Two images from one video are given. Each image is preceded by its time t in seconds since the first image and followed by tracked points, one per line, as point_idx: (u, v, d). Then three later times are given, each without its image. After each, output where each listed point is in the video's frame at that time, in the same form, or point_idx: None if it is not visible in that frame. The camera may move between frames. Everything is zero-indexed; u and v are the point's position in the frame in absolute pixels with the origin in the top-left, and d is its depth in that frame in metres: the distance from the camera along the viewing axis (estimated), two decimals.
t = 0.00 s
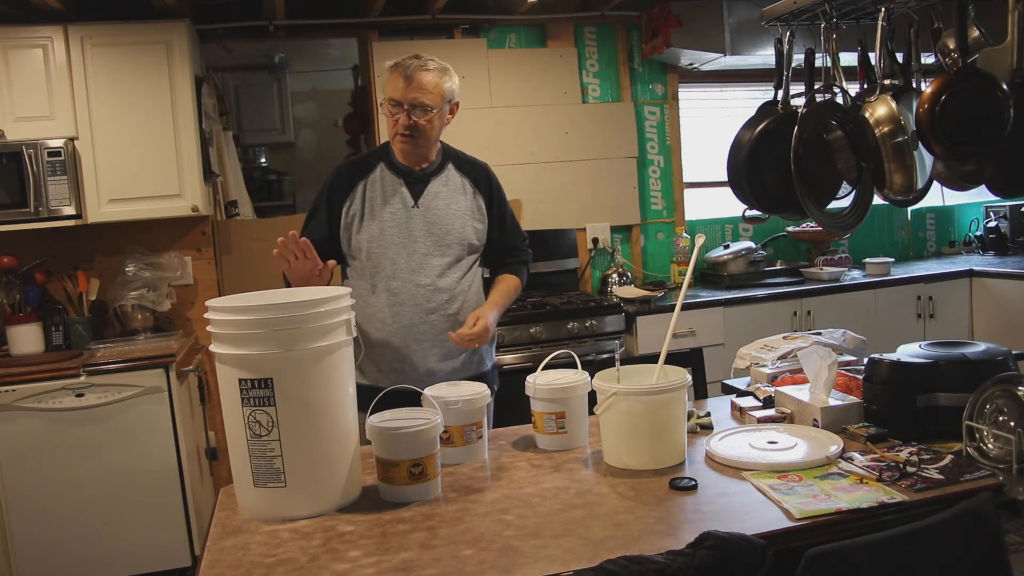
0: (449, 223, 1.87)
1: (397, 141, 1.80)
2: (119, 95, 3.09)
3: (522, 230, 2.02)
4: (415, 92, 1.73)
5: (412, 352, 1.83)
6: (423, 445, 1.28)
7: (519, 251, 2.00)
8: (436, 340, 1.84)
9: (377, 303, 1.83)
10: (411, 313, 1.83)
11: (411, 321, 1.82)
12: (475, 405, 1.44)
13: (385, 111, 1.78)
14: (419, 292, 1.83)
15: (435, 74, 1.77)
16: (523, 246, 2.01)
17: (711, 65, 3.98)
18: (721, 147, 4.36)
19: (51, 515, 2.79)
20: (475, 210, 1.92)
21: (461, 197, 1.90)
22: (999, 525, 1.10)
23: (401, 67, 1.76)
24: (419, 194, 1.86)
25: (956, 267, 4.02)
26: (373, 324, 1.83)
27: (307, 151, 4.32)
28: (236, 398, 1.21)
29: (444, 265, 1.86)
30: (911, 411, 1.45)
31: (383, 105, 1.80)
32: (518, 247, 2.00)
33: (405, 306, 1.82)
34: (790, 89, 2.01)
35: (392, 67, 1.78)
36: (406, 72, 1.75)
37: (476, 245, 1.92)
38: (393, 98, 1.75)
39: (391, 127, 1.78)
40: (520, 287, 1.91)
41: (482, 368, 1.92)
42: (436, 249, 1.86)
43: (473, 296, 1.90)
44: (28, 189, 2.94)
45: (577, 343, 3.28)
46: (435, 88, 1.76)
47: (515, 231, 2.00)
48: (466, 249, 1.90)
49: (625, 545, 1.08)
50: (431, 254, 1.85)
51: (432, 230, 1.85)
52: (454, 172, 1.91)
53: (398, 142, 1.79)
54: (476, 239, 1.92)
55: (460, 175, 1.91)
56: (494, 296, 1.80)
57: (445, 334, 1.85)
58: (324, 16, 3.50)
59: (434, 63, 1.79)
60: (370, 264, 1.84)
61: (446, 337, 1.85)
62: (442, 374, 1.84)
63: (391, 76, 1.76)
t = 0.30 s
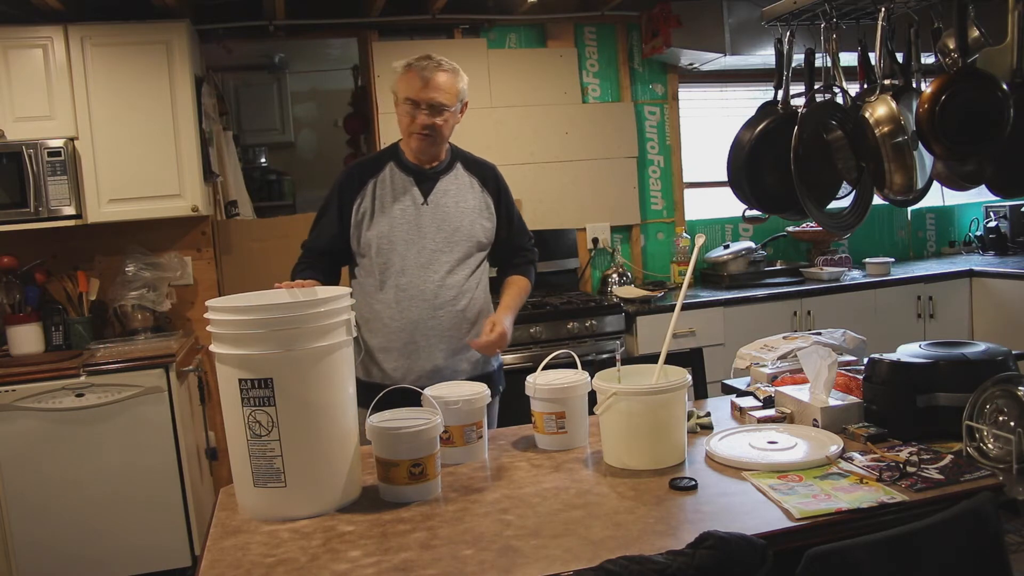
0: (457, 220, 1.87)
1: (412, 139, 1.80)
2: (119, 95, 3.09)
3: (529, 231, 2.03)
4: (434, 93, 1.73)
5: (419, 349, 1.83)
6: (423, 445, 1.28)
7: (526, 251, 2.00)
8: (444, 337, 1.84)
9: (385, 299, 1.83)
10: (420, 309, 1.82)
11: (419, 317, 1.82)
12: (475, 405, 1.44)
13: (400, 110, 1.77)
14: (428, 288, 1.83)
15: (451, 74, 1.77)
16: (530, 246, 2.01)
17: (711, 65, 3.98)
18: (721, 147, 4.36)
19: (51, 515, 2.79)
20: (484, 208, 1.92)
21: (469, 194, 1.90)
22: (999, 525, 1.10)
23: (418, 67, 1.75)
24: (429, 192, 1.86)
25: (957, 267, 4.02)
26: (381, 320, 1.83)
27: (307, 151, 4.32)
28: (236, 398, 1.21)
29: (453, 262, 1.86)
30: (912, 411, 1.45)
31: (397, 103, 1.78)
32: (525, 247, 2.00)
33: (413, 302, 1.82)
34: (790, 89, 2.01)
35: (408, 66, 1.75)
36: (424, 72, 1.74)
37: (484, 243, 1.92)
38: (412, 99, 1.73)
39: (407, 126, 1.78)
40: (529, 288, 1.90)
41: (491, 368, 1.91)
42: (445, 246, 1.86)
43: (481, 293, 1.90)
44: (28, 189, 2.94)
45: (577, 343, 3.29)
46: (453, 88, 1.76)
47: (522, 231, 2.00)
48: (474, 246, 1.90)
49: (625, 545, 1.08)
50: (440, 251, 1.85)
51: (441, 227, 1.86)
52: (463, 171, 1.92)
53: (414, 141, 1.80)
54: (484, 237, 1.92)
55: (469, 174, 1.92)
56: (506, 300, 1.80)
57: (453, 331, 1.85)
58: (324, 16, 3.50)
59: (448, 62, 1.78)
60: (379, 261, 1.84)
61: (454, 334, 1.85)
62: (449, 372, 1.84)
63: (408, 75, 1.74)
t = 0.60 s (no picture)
0: (462, 221, 1.87)
1: (447, 148, 1.81)
2: (119, 95, 3.09)
3: (530, 234, 2.04)
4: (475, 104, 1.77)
5: (422, 348, 1.82)
6: (423, 445, 1.28)
7: (528, 255, 2.01)
8: (447, 336, 1.84)
9: (389, 299, 1.83)
10: (424, 309, 1.82)
11: (423, 317, 1.82)
12: (476, 405, 1.44)
13: (439, 121, 1.76)
14: (431, 288, 1.83)
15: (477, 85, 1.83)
16: (531, 250, 2.03)
17: (711, 65, 3.98)
18: (721, 147, 4.36)
19: (50, 515, 2.79)
20: (488, 210, 1.93)
21: (474, 196, 1.91)
22: (999, 525, 1.10)
23: (451, 78, 1.77)
24: (434, 193, 1.87)
25: (956, 267, 4.02)
26: (385, 320, 1.83)
27: (307, 151, 4.32)
28: (236, 398, 1.21)
29: (456, 262, 1.87)
30: (912, 411, 1.45)
31: (433, 115, 1.76)
32: (526, 250, 2.02)
33: (418, 302, 1.82)
34: (790, 89, 2.01)
35: (442, 77, 1.76)
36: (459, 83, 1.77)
37: (488, 244, 1.92)
38: (455, 110, 1.75)
39: (446, 137, 1.77)
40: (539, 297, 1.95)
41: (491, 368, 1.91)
42: (450, 246, 1.86)
43: (483, 294, 1.90)
44: (28, 189, 2.94)
45: (577, 343, 3.29)
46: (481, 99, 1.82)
47: (523, 234, 2.02)
48: (479, 248, 1.90)
49: (625, 545, 1.08)
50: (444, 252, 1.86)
51: (446, 228, 1.86)
52: (468, 173, 1.93)
53: (447, 149, 1.81)
54: (489, 239, 1.92)
55: (473, 176, 1.93)
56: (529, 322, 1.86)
57: (456, 331, 1.85)
58: (324, 16, 3.51)
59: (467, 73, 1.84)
60: (384, 260, 1.84)
61: (457, 334, 1.85)
62: (451, 371, 1.84)
63: (445, 86, 1.75)
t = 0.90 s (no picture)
0: (468, 230, 1.88)
1: (460, 158, 1.81)
2: (119, 95, 3.09)
3: (541, 245, 1.99)
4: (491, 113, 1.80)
5: (423, 351, 1.82)
6: (423, 445, 1.28)
7: (543, 266, 1.94)
8: (448, 341, 1.84)
9: (392, 301, 1.83)
10: (426, 314, 1.82)
11: (425, 321, 1.82)
12: (475, 405, 1.44)
13: (455, 129, 1.76)
14: (435, 293, 1.83)
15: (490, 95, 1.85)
16: (545, 260, 1.96)
17: (711, 65, 3.98)
18: (721, 147, 4.36)
19: (50, 515, 2.80)
20: (494, 219, 1.92)
21: (481, 205, 1.90)
22: (999, 525, 1.10)
23: (468, 86, 1.79)
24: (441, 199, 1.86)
25: (957, 267, 4.02)
26: (387, 322, 1.83)
27: (307, 151, 4.32)
28: (236, 398, 1.21)
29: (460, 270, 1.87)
30: (912, 411, 1.45)
31: (449, 123, 1.77)
32: (539, 260, 1.96)
33: (421, 306, 1.82)
34: (790, 89, 2.01)
35: (459, 85, 1.78)
36: (476, 91, 1.79)
37: (492, 254, 1.93)
38: (472, 118, 1.77)
39: (461, 145, 1.78)
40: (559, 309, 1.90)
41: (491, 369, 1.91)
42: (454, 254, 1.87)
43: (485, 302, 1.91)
44: (28, 189, 2.94)
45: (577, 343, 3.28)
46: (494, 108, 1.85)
47: (533, 244, 1.96)
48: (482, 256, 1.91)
49: (625, 545, 1.08)
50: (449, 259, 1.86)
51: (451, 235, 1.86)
52: (476, 181, 1.91)
53: (461, 158, 1.81)
54: (493, 248, 1.93)
55: (482, 184, 1.92)
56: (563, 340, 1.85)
57: (458, 337, 1.85)
58: (324, 17, 3.51)
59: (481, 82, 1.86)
60: (389, 263, 1.84)
61: (458, 339, 1.85)
62: (451, 374, 1.84)
63: (463, 94, 1.77)
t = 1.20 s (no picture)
0: (474, 235, 1.87)
1: (468, 165, 1.81)
2: (119, 95, 3.09)
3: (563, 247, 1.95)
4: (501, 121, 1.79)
5: (420, 355, 1.82)
6: (422, 445, 1.28)
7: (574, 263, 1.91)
8: (447, 347, 1.83)
9: (393, 303, 1.83)
10: (427, 316, 1.82)
11: (424, 325, 1.81)
12: (475, 405, 1.44)
13: (462, 136, 1.76)
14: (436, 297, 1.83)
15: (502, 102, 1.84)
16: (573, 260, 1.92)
17: (711, 65, 3.98)
18: (721, 146, 4.36)
19: (51, 515, 2.80)
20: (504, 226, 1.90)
21: (491, 211, 1.89)
22: (999, 525, 1.10)
23: (478, 93, 1.78)
24: (449, 202, 1.86)
25: (957, 267, 4.02)
26: (387, 322, 1.83)
27: (307, 151, 4.32)
28: (236, 398, 1.21)
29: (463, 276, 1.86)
30: (912, 411, 1.45)
31: (457, 130, 1.77)
32: (567, 259, 1.92)
33: (422, 309, 1.82)
34: (790, 89, 2.01)
35: (468, 92, 1.77)
36: (486, 98, 1.79)
37: (500, 261, 1.91)
38: (481, 126, 1.76)
39: (470, 153, 1.78)
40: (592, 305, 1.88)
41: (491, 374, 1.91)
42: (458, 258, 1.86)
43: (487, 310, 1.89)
44: (28, 189, 2.94)
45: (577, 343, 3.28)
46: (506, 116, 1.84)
47: (555, 246, 1.93)
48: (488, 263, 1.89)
49: (625, 545, 1.08)
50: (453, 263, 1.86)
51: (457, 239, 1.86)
52: (486, 187, 1.91)
53: (470, 166, 1.82)
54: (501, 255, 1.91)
55: (492, 190, 1.91)
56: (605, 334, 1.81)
57: (457, 342, 1.84)
58: (324, 17, 3.51)
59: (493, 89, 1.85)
60: (391, 264, 1.84)
61: (458, 344, 1.84)
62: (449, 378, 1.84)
63: (472, 102, 1.77)
